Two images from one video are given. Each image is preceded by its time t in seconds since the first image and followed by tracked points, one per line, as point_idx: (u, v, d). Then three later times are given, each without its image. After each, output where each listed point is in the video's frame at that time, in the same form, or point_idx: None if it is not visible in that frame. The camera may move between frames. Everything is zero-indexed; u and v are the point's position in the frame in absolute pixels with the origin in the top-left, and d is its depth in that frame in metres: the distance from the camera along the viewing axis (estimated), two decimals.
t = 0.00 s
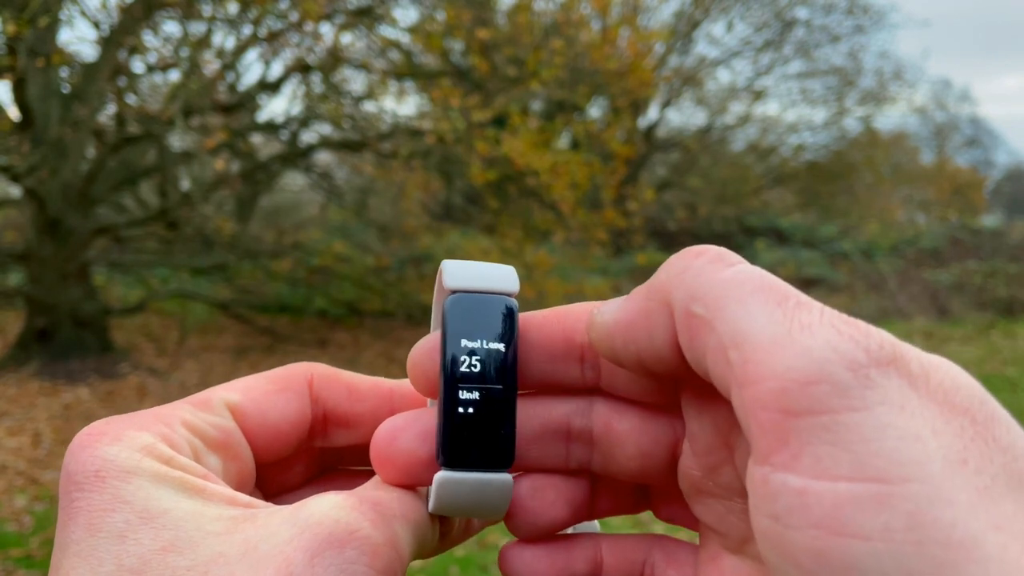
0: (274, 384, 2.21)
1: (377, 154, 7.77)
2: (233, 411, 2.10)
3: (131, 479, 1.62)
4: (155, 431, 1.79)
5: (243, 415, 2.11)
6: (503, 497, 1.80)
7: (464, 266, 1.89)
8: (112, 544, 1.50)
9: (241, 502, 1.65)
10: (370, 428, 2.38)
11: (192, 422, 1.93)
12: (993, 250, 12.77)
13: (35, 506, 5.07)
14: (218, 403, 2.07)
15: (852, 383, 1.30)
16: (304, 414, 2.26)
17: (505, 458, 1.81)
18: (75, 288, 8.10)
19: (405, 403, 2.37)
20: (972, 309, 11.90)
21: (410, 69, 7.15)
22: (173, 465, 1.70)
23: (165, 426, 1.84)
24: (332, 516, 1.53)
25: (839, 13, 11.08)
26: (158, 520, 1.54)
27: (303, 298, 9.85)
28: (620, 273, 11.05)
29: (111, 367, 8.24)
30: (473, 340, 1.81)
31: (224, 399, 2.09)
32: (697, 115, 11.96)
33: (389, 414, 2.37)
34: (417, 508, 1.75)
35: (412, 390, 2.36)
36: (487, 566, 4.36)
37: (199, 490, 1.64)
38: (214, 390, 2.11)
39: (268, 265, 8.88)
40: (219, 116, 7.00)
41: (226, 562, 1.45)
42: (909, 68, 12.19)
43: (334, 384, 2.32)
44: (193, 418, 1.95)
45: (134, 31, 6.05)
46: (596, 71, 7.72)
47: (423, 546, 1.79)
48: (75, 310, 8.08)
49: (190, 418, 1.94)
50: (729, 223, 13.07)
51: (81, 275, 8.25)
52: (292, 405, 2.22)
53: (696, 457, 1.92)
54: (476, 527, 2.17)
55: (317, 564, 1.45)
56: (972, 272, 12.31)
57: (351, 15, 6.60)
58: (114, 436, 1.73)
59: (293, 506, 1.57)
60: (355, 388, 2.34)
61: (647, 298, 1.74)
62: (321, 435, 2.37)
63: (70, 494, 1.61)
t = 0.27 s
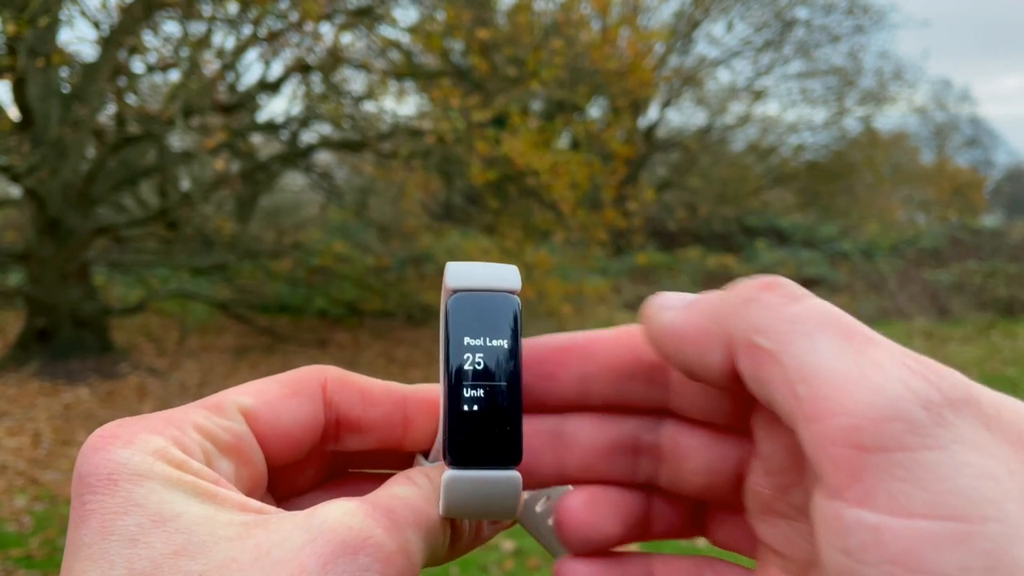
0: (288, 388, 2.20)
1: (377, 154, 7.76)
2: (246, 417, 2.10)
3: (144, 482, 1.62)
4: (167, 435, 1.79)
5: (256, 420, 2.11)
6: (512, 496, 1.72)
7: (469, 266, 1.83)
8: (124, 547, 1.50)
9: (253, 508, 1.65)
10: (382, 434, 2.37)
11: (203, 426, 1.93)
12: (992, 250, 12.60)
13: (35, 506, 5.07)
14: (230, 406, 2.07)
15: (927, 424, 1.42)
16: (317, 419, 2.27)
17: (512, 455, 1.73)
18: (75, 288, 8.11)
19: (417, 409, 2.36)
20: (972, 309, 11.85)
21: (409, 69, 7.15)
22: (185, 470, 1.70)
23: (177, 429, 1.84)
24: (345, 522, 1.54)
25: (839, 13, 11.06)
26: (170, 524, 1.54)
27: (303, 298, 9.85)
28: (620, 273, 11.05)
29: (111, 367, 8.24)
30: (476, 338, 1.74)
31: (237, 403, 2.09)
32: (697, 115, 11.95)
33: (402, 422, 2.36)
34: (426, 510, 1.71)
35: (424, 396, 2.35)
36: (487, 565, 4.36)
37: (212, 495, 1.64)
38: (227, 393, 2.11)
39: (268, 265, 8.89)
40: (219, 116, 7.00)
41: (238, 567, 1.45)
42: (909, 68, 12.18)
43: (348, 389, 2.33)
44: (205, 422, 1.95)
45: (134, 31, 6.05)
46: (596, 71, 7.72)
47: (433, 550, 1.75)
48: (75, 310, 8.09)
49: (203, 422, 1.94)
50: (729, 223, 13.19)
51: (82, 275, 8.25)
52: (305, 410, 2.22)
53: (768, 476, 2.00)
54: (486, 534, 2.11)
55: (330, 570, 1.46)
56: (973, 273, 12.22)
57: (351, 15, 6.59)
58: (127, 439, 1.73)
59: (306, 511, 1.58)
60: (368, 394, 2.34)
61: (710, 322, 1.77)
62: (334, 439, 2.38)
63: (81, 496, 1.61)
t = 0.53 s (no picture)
0: (286, 407, 2.06)
1: (377, 154, 7.75)
2: (243, 437, 1.97)
3: (140, 501, 1.53)
4: (164, 453, 1.69)
5: (253, 440, 1.98)
6: (511, 526, 1.54)
7: (469, 292, 1.61)
8: (119, 566, 1.43)
9: (248, 528, 1.56)
10: (378, 458, 2.13)
11: (201, 446, 1.82)
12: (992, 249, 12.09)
13: (36, 506, 5.08)
14: (229, 426, 1.94)
15: None
16: (314, 440, 2.10)
17: (512, 483, 1.53)
18: (75, 288, 8.11)
19: (414, 432, 2.11)
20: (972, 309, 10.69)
21: (410, 70, 7.17)
22: (181, 490, 1.60)
23: (176, 447, 1.74)
24: (338, 546, 1.46)
25: (839, 13, 11.06)
26: (166, 543, 1.45)
27: (303, 298, 9.85)
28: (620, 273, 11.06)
29: (111, 367, 8.24)
30: (476, 366, 1.52)
31: (235, 423, 1.96)
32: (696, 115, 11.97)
33: (397, 445, 2.11)
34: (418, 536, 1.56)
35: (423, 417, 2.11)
36: (488, 565, 4.37)
37: (207, 516, 1.54)
38: (225, 411, 1.99)
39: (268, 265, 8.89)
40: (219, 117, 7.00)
41: None
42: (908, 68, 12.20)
43: (346, 411, 2.13)
44: (202, 442, 1.83)
45: (134, 31, 6.06)
46: (596, 71, 7.72)
47: None
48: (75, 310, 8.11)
49: (200, 441, 1.83)
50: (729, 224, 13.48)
51: (82, 275, 8.26)
52: (303, 432, 2.07)
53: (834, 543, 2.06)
54: (479, 557, 1.93)
55: None
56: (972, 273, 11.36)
57: (351, 15, 6.60)
58: (125, 457, 1.63)
59: (301, 531, 1.49)
60: (365, 415, 2.13)
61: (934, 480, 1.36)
62: (329, 459, 2.17)
63: (78, 514, 1.53)
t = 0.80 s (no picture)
0: (297, 395, 2.02)
1: (377, 154, 7.75)
2: (255, 423, 1.93)
3: (150, 483, 1.50)
4: (178, 437, 1.66)
5: (265, 426, 1.94)
6: (523, 510, 1.46)
7: (478, 279, 1.55)
8: (128, 546, 1.40)
9: (256, 512, 1.51)
10: (390, 447, 2.11)
11: (214, 431, 1.78)
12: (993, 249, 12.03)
13: (36, 506, 5.08)
14: (241, 412, 1.90)
15: None
16: (324, 430, 2.07)
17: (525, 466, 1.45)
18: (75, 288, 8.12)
19: (426, 423, 2.09)
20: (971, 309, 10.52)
21: (409, 70, 7.17)
22: (192, 474, 1.57)
23: (189, 432, 1.71)
24: (339, 532, 1.36)
25: (839, 13, 11.06)
26: (174, 525, 1.42)
27: (303, 298, 9.86)
28: (620, 273, 11.07)
29: (111, 367, 8.25)
30: (487, 350, 1.46)
31: (247, 409, 1.92)
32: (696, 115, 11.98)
33: (408, 434, 2.09)
34: (429, 521, 1.48)
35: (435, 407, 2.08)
36: (487, 565, 4.38)
37: (216, 499, 1.51)
38: (236, 398, 1.95)
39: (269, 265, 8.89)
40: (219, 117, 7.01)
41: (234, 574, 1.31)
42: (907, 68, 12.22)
43: (357, 398, 2.11)
44: (215, 427, 1.79)
45: (134, 32, 6.08)
46: (596, 71, 7.73)
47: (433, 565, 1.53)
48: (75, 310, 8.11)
49: (212, 425, 1.79)
50: (728, 224, 13.54)
51: (82, 275, 8.27)
52: (314, 418, 2.04)
53: None
54: (489, 547, 1.85)
55: None
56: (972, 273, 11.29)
57: (351, 15, 6.60)
58: (139, 439, 1.61)
59: (307, 515, 1.42)
60: (376, 403, 2.11)
61: None
62: (340, 447, 2.15)
63: (91, 493, 1.51)
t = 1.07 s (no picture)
0: (332, 384, 2.08)
1: (377, 154, 7.75)
2: (293, 410, 2.01)
3: (195, 466, 1.56)
4: (219, 421, 1.72)
5: (302, 412, 2.02)
6: (551, 494, 1.56)
7: (510, 274, 1.64)
8: (174, 523, 1.47)
9: (294, 494, 1.58)
10: (420, 435, 2.14)
11: (254, 416, 1.85)
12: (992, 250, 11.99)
13: (36, 506, 5.08)
14: (280, 399, 1.97)
15: None
16: (357, 418, 2.12)
17: (552, 451, 1.56)
18: (75, 288, 8.12)
19: (455, 413, 2.12)
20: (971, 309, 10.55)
21: (410, 70, 7.18)
22: (233, 457, 1.63)
23: (230, 417, 1.77)
24: (373, 517, 1.42)
25: (839, 13, 11.03)
26: (217, 506, 1.49)
27: (303, 298, 9.86)
28: (620, 273, 11.07)
29: (112, 367, 8.26)
30: (517, 342, 1.55)
31: (285, 396, 1.99)
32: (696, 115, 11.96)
33: (437, 424, 2.12)
34: (456, 506, 1.55)
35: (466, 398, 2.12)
36: (487, 564, 4.39)
37: (257, 482, 1.57)
38: (276, 386, 2.02)
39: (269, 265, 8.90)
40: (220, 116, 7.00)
41: (274, 553, 1.39)
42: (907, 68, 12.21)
43: (390, 389, 2.16)
44: (254, 412, 1.86)
45: (134, 31, 6.07)
46: (596, 71, 7.74)
47: (463, 548, 1.61)
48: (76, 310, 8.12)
49: (251, 411, 1.86)
50: (728, 224, 13.53)
51: (82, 275, 8.27)
52: (349, 407, 2.11)
53: None
54: (516, 538, 1.92)
55: (353, 564, 1.36)
56: (972, 273, 11.26)
57: (351, 15, 6.60)
58: (184, 422, 1.67)
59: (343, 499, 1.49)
60: (407, 393, 2.14)
61: None
62: (373, 435, 2.20)
63: (138, 472, 1.57)
